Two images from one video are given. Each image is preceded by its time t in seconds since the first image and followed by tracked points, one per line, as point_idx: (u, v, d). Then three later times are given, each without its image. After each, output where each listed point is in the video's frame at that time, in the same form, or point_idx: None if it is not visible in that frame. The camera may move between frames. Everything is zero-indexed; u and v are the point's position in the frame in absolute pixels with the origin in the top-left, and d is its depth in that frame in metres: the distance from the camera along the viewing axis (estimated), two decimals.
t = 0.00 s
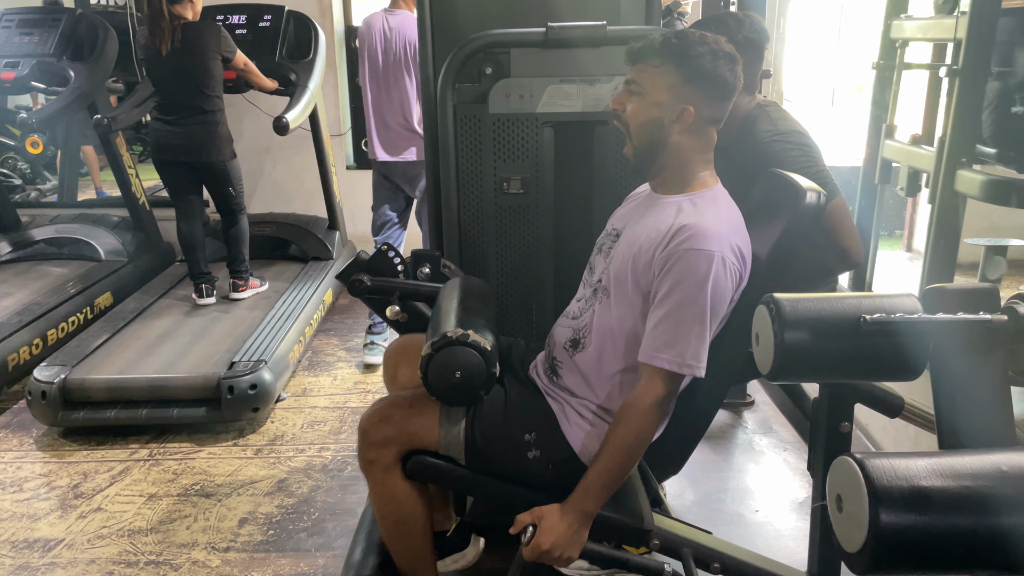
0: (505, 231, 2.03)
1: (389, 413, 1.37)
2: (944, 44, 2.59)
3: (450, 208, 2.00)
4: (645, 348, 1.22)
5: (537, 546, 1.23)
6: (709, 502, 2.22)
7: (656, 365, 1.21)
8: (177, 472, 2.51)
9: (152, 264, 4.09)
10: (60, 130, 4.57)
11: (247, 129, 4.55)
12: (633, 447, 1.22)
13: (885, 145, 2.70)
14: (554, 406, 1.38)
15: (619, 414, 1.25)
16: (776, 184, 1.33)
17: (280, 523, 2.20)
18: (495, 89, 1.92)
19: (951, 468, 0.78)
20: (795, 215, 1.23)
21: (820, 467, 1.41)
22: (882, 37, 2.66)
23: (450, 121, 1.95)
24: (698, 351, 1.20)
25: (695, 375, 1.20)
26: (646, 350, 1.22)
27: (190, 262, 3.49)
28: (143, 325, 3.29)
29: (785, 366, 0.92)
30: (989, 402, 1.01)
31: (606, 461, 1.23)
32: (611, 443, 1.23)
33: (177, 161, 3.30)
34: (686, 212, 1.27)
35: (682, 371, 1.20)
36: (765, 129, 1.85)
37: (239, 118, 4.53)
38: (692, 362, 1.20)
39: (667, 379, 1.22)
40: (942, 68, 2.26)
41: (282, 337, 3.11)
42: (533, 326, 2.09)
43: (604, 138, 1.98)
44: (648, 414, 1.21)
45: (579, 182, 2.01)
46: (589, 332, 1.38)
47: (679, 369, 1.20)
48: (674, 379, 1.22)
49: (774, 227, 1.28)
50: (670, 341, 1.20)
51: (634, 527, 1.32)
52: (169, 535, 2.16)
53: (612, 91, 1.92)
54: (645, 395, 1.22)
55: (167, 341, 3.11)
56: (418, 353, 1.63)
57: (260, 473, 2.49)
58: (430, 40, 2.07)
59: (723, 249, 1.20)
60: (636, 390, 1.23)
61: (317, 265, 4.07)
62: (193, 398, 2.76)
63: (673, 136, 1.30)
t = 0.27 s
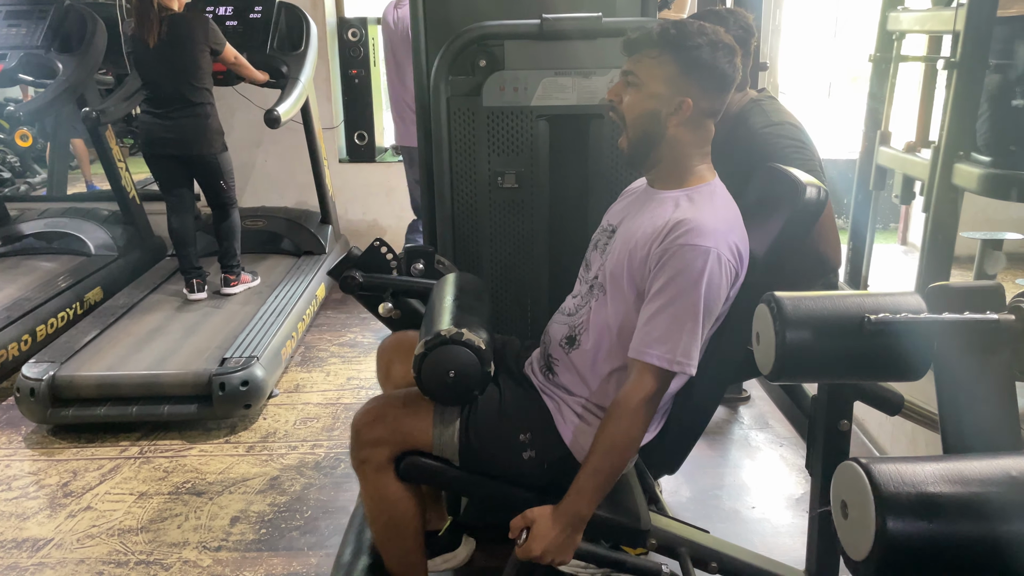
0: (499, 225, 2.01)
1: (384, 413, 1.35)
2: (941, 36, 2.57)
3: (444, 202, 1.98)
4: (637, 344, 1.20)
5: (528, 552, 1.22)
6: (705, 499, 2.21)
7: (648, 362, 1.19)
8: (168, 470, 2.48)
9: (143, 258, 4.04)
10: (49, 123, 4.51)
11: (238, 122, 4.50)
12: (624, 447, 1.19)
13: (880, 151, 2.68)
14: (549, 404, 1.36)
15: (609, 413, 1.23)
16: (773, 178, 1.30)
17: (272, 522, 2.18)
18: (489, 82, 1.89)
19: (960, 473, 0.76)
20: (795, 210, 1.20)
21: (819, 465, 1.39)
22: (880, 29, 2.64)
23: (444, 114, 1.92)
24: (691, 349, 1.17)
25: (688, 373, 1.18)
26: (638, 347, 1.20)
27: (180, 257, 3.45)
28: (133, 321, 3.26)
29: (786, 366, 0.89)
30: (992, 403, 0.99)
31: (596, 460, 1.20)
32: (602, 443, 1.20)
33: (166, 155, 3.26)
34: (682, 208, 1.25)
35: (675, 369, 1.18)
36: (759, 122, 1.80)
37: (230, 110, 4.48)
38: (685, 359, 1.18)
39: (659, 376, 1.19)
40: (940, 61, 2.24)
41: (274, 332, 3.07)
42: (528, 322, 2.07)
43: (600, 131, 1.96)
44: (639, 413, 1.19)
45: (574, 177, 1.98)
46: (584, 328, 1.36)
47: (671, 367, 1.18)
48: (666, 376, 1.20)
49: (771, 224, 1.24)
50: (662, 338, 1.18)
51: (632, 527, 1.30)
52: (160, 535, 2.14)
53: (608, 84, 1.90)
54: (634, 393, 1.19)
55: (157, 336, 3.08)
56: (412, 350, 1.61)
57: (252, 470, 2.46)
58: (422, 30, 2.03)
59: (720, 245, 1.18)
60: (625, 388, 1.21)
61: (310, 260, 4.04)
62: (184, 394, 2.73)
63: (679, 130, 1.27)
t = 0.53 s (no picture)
0: (494, 221, 1.97)
1: (381, 415, 1.31)
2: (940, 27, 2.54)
3: (438, 196, 1.94)
4: (630, 328, 1.16)
5: (529, 552, 1.17)
6: (703, 496, 2.19)
7: (642, 348, 1.15)
8: (158, 469, 2.45)
9: (133, 253, 3.99)
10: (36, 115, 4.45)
11: (229, 115, 4.44)
12: (617, 439, 1.15)
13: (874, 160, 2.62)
14: (550, 396, 1.34)
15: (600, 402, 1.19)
16: (775, 172, 1.27)
17: (264, 522, 2.15)
18: (484, 74, 1.85)
19: (980, 485, 0.70)
20: (800, 205, 1.16)
21: (822, 466, 1.37)
22: (878, 20, 2.61)
23: (438, 107, 1.88)
24: (686, 335, 1.14)
25: (682, 360, 1.14)
26: (631, 331, 1.16)
27: (170, 252, 3.40)
28: (123, 317, 3.21)
29: (793, 368, 0.86)
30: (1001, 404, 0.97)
31: (590, 456, 1.16)
32: (596, 438, 1.16)
33: (155, 148, 3.21)
34: (685, 191, 1.21)
35: (668, 355, 1.14)
36: (745, 111, 1.70)
37: (220, 103, 4.43)
38: (679, 346, 1.14)
39: (652, 363, 1.16)
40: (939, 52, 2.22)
41: (266, 328, 3.04)
42: (524, 319, 2.04)
43: (597, 125, 1.92)
44: (628, 398, 1.15)
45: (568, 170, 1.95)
46: (587, 317, 1.34)
47: (664, 353, 1.14)
48: (659, 363, 1.16)
49: (774, 217, 1.20)
50: (657, 322, 1.14)
51: (632, 530, 1.28)
52: (150, 535, 2.10)
53: (605, 76, 1.87)
54: (624, 378, 1.15)
55: (147, 333, 3.03)
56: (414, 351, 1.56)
57: (244, 469, 2.43)
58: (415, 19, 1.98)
59: (722, 232, 1.14)
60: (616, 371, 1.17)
61: (302, 254, 4.00)
62: (174, 392, 2.70)
63: (688, 115, 1.25)
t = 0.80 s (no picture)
0: (491, 216, 1.94)
1: (375, 419, 1.29)
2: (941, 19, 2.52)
3: (433, 190, 1.90)
4: (627, 323, 1.12)
5: (531, 556, 1.14)
6: (702, 494, 2.17)
7: (638, 344, 1.11)
8: (150, 467, 2.41)
9: (123, 247, 3.94)
10: (23, 107, 4.37)
11: (220, 106, 4.38)
12: (616, 438, 1.12)
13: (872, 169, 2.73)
14: (549, 390, 1.31)
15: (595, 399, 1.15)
16: (780, 167, 1.23)
17: (258, 522, 2.12)
18: (481, 66, 1.82)
19: (1001, 497, 0.71)
20: (807, 202, 1.13)
21: (825, 466, 1.35)
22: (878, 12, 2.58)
23: (434, 101, 1.85)
24: (684, 331, 1.10)
25: (679, 357, 1.10)
26: (628, 326, 1.12)
27: (160, 246, 3.35)
28: (112, 313, 3.16)
29: (804, 371, 0.83)
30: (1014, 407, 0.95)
31: (588, 455, 1.13)
32: (596, 439, 1.12)
33: (145, 140, 3.16)
34: (685, 183, 1.17)
35: (666, 352, 1.10)
36: (738, 103, 1.67)
37: (211, 94, 4.37)
38: (677, 342, 1.10)
39: (649, 359, 1.12)
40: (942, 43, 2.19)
41: (259, 323, 3.00)
42: (521, 315, 2.01)
43: (595, 118, 1.88)
44: (625, 393, 1.11)
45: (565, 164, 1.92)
46: (588, 311, 1.31)
47: (662, 350, 1.10)
48: (657, 358, 1.12)
49: (780, 211, 1.17)
50: (654, 318, 1.10)
51: (633, 533, 1.25)
52: (142, 536, 2.07)
53: (604, 69, 1.83)
54: (620, 372, 1.12)
55: (138, 328, 2.99)
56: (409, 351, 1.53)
57: (237, 467, 2.40)
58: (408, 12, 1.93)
59: (723, 226, 1.10)
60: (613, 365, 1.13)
61: (295, 248, 3.95)
62: (165, 389, 2.66)
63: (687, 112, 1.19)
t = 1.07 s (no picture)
0: (489, 209, 1.91)
1: (374, 416, 1.27)
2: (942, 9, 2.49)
3: (432, 182, 1.88)
4: (635, 319, 1.09)
5: (537, 553, 1.12)
6: (702, 489, 2.15)
7: (647, 340, 1.08)
8: (143, 464, 2.38)
9: (114, 239, 3.89)
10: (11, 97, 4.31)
11: (211, 97, 4.33)
12: (623, 436, 1.09)
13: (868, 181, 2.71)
14: (550, 380, 1.28)
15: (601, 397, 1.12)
16: (788, 159, 1.20)
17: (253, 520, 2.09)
18: (479, 56, 1.78)
19: None
20: (815, 196, 1.11)
21: (832, 464, 1.32)
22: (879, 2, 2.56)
23: (431, 90, 1.81)
24: (694, 329, 1.07)
25: (689, 354, 1.08)
26: (636, 322, 1.09)
27: (152, 239, 3.30)
28: (103, 307, 3.12)
29: (820, 372, 0.81)
30: None
31: (594, 453, 1.10)
32: (603, 437, 1.10)
33: (135, 131, 3.11)
34: (695, 176, 1.14)
35: (675, 349, 1.08)
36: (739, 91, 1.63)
37: (202, 84, 4.31)
38: (687, 340, 1.07)
39: (657, 356, 1.09)
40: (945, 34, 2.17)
41: (253, 317, 2.97)
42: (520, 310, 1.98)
43: (596, 109, 1.85)
44: (632, 391, 1.09)
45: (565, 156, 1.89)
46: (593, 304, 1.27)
47: (671, 347, 1.08)
48: (665, 355, 1.10)
49: (789, 205, 1.15)
50: (663, 314, 1.07)
51: (638, 532, 1.22)
52: (135, 534, 2.04)
53: (605, 59, 1.80)
54: (628, 369, 1.09)
55: (129, 323, 2.95)
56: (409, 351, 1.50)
57: (231, 463, 2.37)
58: None
59: (735, 220, 1.07)
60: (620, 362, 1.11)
61: (288, 241, 3.91)
62: (158, 384, 2.62)
63: (693, 105, 1.16)
